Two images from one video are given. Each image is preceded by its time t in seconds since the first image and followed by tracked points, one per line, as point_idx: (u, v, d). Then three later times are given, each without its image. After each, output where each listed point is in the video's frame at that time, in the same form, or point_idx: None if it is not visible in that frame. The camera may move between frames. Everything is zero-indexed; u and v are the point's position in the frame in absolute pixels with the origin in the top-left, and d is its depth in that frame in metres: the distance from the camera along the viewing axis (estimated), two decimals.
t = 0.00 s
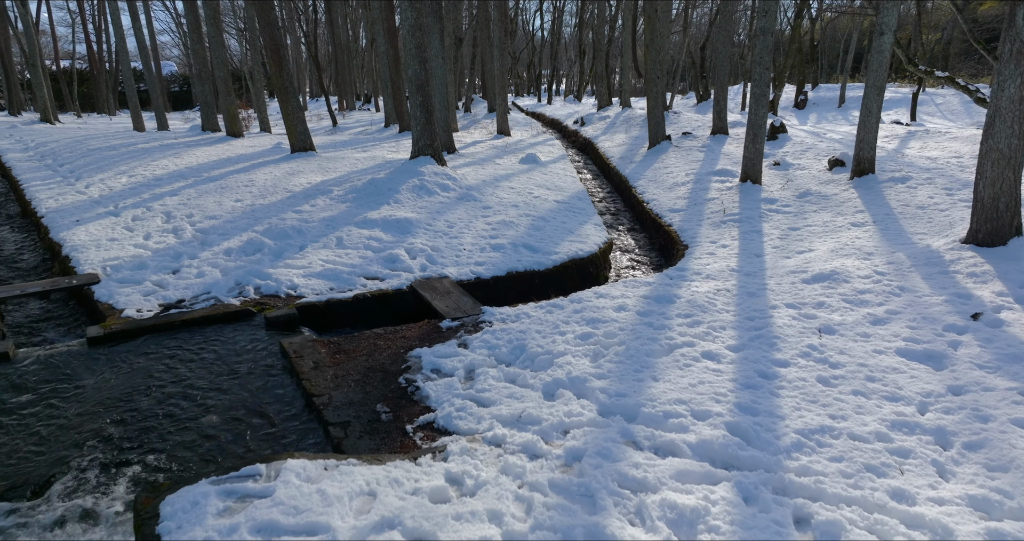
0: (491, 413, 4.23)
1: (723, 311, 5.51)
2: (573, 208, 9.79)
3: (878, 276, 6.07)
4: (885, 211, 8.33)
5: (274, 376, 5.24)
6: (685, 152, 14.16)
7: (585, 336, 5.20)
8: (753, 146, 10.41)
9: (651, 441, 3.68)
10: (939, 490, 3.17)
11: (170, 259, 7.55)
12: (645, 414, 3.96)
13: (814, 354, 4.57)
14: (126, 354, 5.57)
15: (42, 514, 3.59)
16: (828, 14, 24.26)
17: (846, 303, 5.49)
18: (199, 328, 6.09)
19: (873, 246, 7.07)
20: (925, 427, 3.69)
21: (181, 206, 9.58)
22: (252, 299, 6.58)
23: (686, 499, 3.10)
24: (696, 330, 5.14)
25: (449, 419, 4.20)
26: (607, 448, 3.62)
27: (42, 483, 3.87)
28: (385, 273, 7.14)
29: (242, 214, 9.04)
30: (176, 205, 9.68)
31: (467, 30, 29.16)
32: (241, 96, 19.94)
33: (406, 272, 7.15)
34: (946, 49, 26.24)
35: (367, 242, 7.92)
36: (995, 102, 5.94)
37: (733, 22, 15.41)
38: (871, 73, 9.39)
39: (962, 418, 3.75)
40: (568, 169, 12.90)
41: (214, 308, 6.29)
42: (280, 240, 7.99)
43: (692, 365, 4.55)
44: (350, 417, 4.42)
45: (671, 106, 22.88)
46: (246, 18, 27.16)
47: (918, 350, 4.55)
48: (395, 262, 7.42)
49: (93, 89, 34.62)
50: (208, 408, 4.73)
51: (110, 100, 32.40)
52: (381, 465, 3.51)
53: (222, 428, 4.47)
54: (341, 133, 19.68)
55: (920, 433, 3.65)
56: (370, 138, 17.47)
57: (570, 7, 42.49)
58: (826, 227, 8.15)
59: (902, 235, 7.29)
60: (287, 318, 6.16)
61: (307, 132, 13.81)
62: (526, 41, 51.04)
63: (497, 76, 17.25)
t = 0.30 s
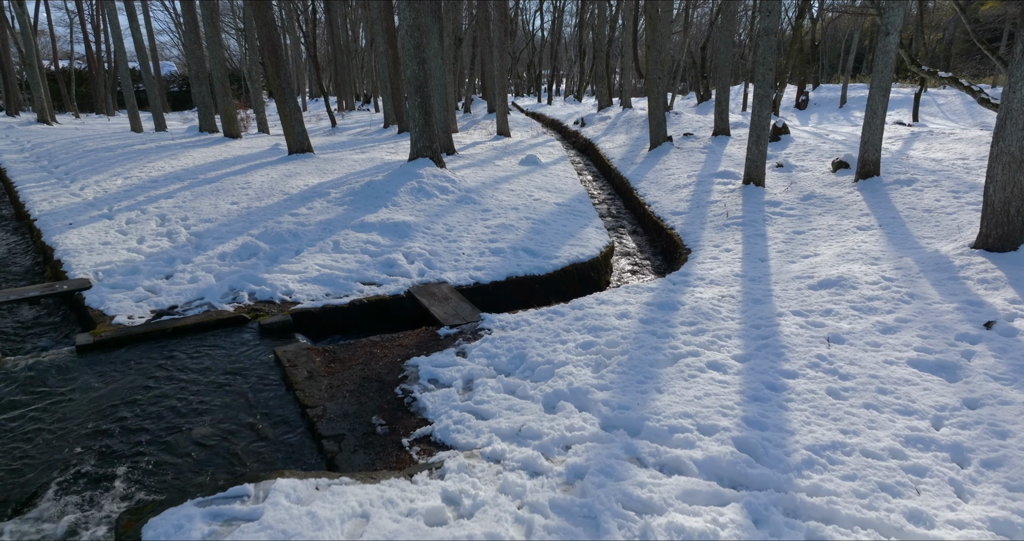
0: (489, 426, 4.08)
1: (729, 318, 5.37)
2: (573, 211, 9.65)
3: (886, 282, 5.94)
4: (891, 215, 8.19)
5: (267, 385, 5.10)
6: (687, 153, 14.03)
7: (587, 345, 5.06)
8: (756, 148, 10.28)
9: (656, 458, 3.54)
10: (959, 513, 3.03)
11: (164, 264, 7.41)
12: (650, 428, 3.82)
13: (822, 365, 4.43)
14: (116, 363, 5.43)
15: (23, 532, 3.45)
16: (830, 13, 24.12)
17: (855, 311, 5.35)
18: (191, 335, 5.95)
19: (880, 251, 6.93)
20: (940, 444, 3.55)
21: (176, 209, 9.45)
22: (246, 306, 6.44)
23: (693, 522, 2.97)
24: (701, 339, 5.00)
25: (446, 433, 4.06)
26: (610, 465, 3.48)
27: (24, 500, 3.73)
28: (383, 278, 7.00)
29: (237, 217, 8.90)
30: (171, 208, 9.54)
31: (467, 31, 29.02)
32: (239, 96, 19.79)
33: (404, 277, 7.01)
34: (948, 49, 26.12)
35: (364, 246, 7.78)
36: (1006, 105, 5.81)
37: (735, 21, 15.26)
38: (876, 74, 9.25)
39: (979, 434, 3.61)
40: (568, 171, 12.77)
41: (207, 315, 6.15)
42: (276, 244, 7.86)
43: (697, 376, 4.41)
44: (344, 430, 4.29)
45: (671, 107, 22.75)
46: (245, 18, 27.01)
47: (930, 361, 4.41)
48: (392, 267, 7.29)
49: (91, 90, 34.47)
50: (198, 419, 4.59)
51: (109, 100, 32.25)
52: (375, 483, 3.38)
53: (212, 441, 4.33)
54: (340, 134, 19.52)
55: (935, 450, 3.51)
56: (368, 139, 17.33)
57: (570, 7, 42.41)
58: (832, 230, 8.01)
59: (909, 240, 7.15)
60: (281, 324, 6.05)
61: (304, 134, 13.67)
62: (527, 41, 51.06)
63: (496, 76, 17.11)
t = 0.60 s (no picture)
0: (487, 440, 3.95)
1: (734, 326, 5.23)
2: (574, 214, 9.51)
3: (895, 289, 5.79)
4: (897, 218, 8.06)
5: (260, 396, 4.97)
6: (689, 155, 13.89)
7: (588, 354, 4.92)
8: (759, 150, 10.13)
9: (661, 476, 3.40)
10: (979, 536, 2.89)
11: (156, 269, 7.27)
12: (654, 444, 3.68)
13: (832, 377, 4.29)
14: (106, 372, 5.29)
15: None
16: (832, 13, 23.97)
17: (864, 319, 5.21)
18: (183, 343, 5.81)
19: (887, 256, 6.79)
20: (957, 461, 3.42)
21: (171, 212, 9.31)
22: (240, 312, 6.30)
23: None
24: (706, 348, 4.86)
25: (443, 447, 3.92)
26: (613, 484, 3.34)
27: (6, 518, 3.59)
28: (380, 283, 6.86)
29: (233, 220, 8.76)
30: (166, 211, 9.40)
31: (467, 30, 28.85)
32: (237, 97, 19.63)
33: (401, 283, 6.87)
34: (950, 49, 25.95)
35: (361, 250, 7.64)
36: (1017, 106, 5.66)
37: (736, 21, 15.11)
38: (881, 75, 9.10)
39: (997, 451, 3.47)
40: (568, 172, 12.63)
41: (199, 322, 6.01)
42: (271, 248, 7.72)
43: (703, 388, 4.27)
44: (338, 444, 4.15)
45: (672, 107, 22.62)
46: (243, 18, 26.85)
47: (943, 372, 4.27)
48: (389, 271, 7.15)
49: (89, 89, 34.29)
50: (188, 432, 4.46)
51: (107, 100, 32.10)
52: (368, 503, 3.24)
53: (201, 457, 4.18)
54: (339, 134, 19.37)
55: (952, 467, 3.37)
56: (367, 140, 17.18)
57: (570, 7, 42.28)
58: (837, 234, 7.87)
59: (916, 244, 7.01)
60: (275, 331, 5.91)
61: (302, 135, 13.52)
62: (527, 41, 50.94)
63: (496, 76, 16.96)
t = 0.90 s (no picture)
0: (485, 455, 3.81)
1: (739, 335, 5.10)
2: (574, 217, 9.39)
3: (903, 295, 5.66)
4: (903, 222, 7.92)
5: (252, 407, 4.84)
6: (690, 156, 13.76)
7: (590, 364, 4.79)
8: (762, 152, 9.99)
9: (665, 495, 3.27)
10: None
11: (149, 273, 7.14)
12: (658, 460, 3.55)
13: (841, 389, 4.16)
14: (94, 382, 5.15)
15: None
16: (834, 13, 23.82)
17: (873, 327, 5.07)
18: (174, 351, 5.68)
19: (894, 260, 6.66)
20: (974, 480, 3.28)
21: (165, 215, 9.17)
22: (233, 319, 6.17)
23: None
24: (711, 358, 4.72)
25: (439, 463, 3.78)
26: (616, 504, 3.20)
27: None
28: (376, 289, 6.72)
29: (228, 224, 8.62)
30: (160, 214, 9.26)
31: (466, 30, 28.71)
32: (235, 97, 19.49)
33: (398, 288, 6.73)
34: (952, 48, 25.78)
35: (357, 255, 7.51)
36: None
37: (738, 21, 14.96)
38: (886, 76, 8.96)
39: (1015, 469, 3.33)
40: (569, 174, 12.50)
41: (191, 329, 5.88)
42: (266, 252, 7.58)
43: (709, 400, 4.13)
44: (331, 459, 4.02)
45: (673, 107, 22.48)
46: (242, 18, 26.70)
47: (956, 384, 4.13)
48: (386, 277, 7.01)
49: (88, 90, 34.12)
50: (177, 445, 4.33)
51: (106, 100, 31.95)
52: (360, 525, 3.12)
53: (189, 472, 4.04)
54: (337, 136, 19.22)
55: (969, 487, 3.23)
56: (366, 141, 17.04)
57: (570, 7, 42.17)
58: (842, 238, 7.74)
59: (924, 248, 6.88)
60: (269, 339, 5.78)
61: (299, 137, 13.37)
62: (528, 41, 50.82)
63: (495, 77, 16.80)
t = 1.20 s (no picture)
0: (483, 470, 3.67)
1: (744, 343, 4.96)
2: (575, 220, 9.26)
3: (912, 302, 5.52)
4: (909, 225, 7.79)
5: (244, 418, 4.71)
6: (691, 158, 13.63)
7: (590, 374, 4.65)
8: (765, 154, 9.85)
9: (670, 515, 3.13)
10: None
11: (141, 278, 7.01)
12: (662, 478, 3.41)
13: (851, 401, 4.02)
14: (82, 392, 5.01)
15: None
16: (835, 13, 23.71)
17: (882, 336, 4.93)
18: (165, 359, 5.54)
19: (900, 265, 6.53)
20: (992, 499, 3.15)
21: (159, 218, 9.03)
22: (225, 326, 6.04)
23: None
24: (715, 368, 4.58)
25: (435, 479, 3.64)
26: (618, 525, 3.07)
27: None
28: (372, 294, 6.59)
29: (223, 227, 8.49)
30: (154, 217, 9.12)
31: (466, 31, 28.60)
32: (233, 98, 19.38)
33: (395, 294, 6.59)
34: (954, 48, 25.67)
35: (354, 259, 7.37)
36: None
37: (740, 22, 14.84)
38: (891, 78, 8.84)
39: None
40: (569, 175, 12.38)
41: (183, 336, 5.74)
42: (261, 257, 7.45)
43: (714, 413, 4.00)
44: (323, 473, 3.88)
45: (674, 108, 22.33)
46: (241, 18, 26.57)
47: (970, 397, 4.00)
48: (383, 282, 6.88)
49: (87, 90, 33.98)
50: (165, 458, 4.19)
51: (104, 100, 31.83)
52: None
53: (177, 487, 3.91)
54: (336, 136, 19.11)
55: (988, 507, 3.09)
56: (365, 142, 16.93)
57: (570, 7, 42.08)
58: (847, 242, 7.61)
59: (931, 253, 6.75)
60: (262, 347, 5.64)
61: (296, 138, 13.22)
62: (528, 42, 50.73)
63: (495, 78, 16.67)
